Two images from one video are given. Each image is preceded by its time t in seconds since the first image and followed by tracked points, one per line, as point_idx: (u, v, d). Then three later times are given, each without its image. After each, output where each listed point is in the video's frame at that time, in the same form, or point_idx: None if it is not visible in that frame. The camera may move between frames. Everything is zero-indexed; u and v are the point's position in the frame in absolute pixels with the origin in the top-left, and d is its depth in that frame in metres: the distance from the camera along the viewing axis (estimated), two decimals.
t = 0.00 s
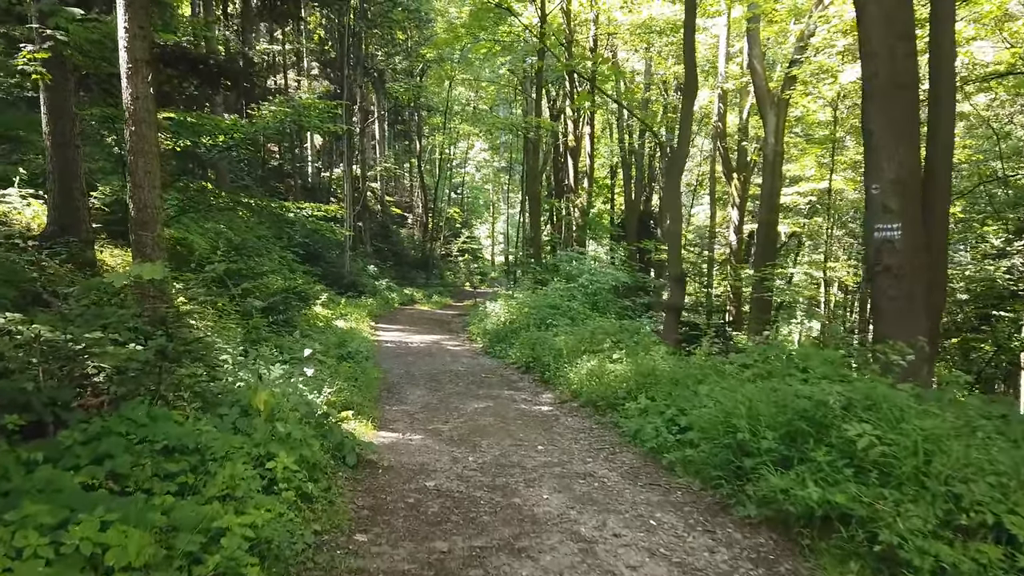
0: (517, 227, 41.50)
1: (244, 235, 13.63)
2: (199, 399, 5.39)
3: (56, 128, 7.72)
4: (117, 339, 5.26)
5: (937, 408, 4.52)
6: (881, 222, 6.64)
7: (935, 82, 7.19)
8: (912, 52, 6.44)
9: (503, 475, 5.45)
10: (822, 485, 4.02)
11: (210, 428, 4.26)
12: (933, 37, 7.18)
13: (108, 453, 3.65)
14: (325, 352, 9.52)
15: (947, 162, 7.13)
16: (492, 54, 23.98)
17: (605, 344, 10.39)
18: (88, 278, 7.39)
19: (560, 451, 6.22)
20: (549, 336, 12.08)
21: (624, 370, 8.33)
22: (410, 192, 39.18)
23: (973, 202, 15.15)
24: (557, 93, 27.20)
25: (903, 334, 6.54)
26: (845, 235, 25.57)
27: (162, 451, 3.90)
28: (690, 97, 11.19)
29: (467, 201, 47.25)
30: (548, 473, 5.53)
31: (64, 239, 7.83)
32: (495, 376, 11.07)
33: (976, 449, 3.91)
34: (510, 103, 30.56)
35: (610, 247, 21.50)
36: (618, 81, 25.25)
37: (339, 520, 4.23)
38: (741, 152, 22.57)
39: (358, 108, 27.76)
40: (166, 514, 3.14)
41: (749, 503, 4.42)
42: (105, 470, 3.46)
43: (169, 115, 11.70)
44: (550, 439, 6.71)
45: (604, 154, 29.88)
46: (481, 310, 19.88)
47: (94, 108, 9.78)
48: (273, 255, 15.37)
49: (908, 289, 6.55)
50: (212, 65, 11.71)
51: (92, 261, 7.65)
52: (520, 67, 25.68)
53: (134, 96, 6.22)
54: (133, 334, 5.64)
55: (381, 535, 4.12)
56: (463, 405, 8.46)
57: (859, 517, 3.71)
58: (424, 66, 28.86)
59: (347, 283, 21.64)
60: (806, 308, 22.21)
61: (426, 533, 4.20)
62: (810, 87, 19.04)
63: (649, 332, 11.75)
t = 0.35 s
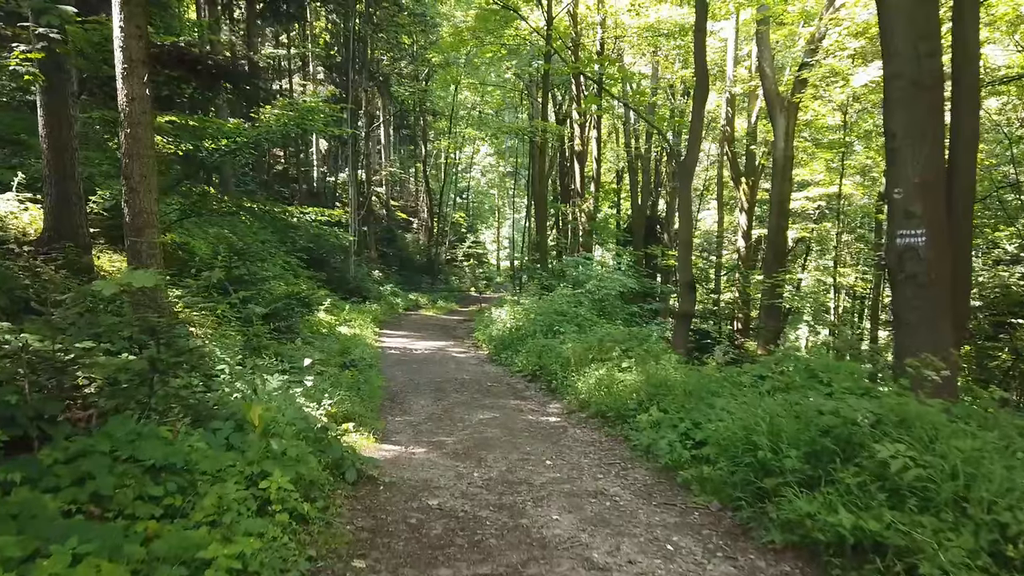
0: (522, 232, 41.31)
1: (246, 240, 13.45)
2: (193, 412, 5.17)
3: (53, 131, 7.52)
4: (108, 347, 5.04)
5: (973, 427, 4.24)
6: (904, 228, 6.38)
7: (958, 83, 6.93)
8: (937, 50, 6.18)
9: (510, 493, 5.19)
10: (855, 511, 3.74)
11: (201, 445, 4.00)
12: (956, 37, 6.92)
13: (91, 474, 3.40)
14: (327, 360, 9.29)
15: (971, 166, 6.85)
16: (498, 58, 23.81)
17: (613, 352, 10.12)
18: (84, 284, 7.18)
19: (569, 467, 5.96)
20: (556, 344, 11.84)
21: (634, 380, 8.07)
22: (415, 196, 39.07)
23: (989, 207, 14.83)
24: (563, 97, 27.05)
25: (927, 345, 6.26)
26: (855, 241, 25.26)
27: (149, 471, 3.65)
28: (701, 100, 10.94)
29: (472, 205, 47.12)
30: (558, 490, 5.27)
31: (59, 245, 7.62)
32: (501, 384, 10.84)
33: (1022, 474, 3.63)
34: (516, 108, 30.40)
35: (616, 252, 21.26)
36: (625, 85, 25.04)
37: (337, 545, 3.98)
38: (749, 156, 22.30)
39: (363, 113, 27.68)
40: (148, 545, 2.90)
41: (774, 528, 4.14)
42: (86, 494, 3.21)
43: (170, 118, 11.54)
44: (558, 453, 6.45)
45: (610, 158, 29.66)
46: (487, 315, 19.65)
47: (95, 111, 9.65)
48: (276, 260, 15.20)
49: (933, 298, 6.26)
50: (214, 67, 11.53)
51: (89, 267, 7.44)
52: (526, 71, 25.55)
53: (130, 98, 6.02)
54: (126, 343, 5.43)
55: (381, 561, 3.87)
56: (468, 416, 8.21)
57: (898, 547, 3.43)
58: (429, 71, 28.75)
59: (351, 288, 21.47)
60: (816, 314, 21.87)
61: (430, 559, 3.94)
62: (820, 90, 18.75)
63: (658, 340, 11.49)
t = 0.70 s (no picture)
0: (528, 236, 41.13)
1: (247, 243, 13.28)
2: (183, 419, 4.94)
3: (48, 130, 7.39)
4: (95, 353, 4.85)
5: (1009, 441, 3.95)
6: (926, 228, 6.11)
7: (978, 79, 6.68)
8: (959, 43, 5.92)
9: (513, 505, 4.95)
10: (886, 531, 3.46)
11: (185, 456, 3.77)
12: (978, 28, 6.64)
13: (65, 488, 3.16)
14: (327, 366, 9.08)
15: (993, 163, 6.58)
16: (503, 60, 23.64)
17: (620, 357, 9.86)
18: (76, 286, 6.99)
19: (576, 477, 5.72)
20: (562, 348, 11.59)
21: (642, 386, 7.81)
22: (420, 200, 39.11)
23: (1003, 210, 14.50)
24: (568, 100, 26.89)
25: (949, 349, 5.99)
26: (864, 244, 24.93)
27: (128, 484, 3.42)
28: (710, 100, 10.70)
29: (477, 209, 47.01)
30: (563, 503, 5.02)
31: (53, 247, 7.44)
32: (505, 390, 10.61)
33: None
34: (521, 111, 30.24)
35: (622, 255, 21.00)
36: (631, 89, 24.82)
37: (328, 564, 3.74)
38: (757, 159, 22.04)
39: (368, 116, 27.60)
40: (120, 569, 2.67)
41: (796, 546, 3.88)
42: (58, 510, 2.98)
43: (170, 119, 11.38)
44: (563, 462, 6.20)
45: (616, 162, 29.48)
46: (492, 320, 19.41)
47: (94, 112, 9.52)
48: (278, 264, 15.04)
49: (955, 302, 5.99)
50: (215, 68, 11.39)
51: (83, 270, 7.26)
52: (532, 73, 25.42)
53: (121, 95, 5.84)
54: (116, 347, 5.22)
55: None
56: (471, 422, 7.96)
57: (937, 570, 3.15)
58: (434, 74, 28.63)
59: (354, 291, 21.30)
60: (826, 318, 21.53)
61: None
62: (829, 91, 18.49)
63: (666, 344, 11.22)
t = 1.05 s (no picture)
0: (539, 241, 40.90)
1: (255, 248, 13.14)
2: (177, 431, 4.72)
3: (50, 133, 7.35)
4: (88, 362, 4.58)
5: None
6: (956, 231, 5.77)
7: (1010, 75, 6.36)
8: (992, 36, 5.62)
9: (522, 524, 4.68)
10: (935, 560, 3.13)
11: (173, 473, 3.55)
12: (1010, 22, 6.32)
13: (39, 509, 2.90)
14: (332, 373, 8.87)
15: None
16: (514, 63, 23.46)
17: (634, 365, 9.57)
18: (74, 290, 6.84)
19: (588, 492, 5.44)
20: (573, 355, 11.31)
21: (657, 396, 7.51)
22: (431, 205, 39.00)
23: None
24: (580, 104, 26.69)
25: (981, 359, 5.64)
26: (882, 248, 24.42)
27: (109, 505, 3.21)
28: (726, 100, 10.40)
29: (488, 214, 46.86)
30: (575, 521, 4.75)
31: (53, 251, 7.33)
32: (515, 397, 10.35)
33: None
34: (532, 114, 30.05)
35: (635, 260, 20.67)
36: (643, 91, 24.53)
37: None
38: (771, 161, 21.67)
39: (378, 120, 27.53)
40: None
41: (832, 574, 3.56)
42: (28, 535, 2.72)
43: (176, 122, 11.26)
44: (575, 476, 5.93)
45: (628, 165, 29.17)
46: (502, 325, 19.18)
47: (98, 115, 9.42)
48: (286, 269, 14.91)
49: (988, 310, 5.65)
50: (221, 70, 11.28)
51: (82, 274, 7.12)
52: (542, 76, 25.23)
53: (119, 94, 5.72)
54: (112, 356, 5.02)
55: None
56: (479, 432, 7.71)
57: None
58: (445, 79, 28.52)
59: (364, 296, 21.16)
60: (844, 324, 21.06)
61: None
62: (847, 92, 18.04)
63: (680, 351, 10.90)
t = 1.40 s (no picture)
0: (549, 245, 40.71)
1: (263, 251, 13.00)
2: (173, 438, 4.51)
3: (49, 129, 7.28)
4: (83, 365, 4.49)
5: None
6: (991, 229, 5.40)
7: None
8: None
9: (534, 537, 4.43)
10: None
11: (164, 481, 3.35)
12: None
13: (17, 522, 2.69)
14: (338, 378, 8.68)
15: None
16: (525, 65, 23.31)
17: (648, 370, 9.29)
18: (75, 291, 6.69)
19: (603, 503, 5.19)
20: (585, 360, 11.06)
21: (673, 402, 7.24)
22: (440, 210, 39.03)
23: None
24: (590, 107, 26.51)
25: (1021, 366, 5.22)
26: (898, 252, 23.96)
27: (94, 517, 3.00)
28: (742, 98, 10.13)
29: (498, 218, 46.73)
30: (590, 534, 4.50)
31: (54, 253, 7.20)
32: (525, 403, 10.11)
33: None
34: (542, 117, 29.89)
35: (646, 263, 20.40)
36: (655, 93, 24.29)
37: None
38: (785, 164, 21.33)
39: (387, 124, 27.49)
40: None
41: None
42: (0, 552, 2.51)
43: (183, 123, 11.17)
44: (589, 485, 5.67)
45: (639, 170, 29.01)
46: (512, 329, 18.95)
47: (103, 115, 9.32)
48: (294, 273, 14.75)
49: None
50: (227, 71, 11.19)
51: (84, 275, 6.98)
52: (553, 79, 25.09)
53: (118, 89, 5.60)
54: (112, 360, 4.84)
55: None
56: (488, 439, 7.46)
57: None
58: (455, 83, 28.46)
59: (373, 300, 21.03)
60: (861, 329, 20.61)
61: None
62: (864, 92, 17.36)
63: (696, 357, 10.61)
